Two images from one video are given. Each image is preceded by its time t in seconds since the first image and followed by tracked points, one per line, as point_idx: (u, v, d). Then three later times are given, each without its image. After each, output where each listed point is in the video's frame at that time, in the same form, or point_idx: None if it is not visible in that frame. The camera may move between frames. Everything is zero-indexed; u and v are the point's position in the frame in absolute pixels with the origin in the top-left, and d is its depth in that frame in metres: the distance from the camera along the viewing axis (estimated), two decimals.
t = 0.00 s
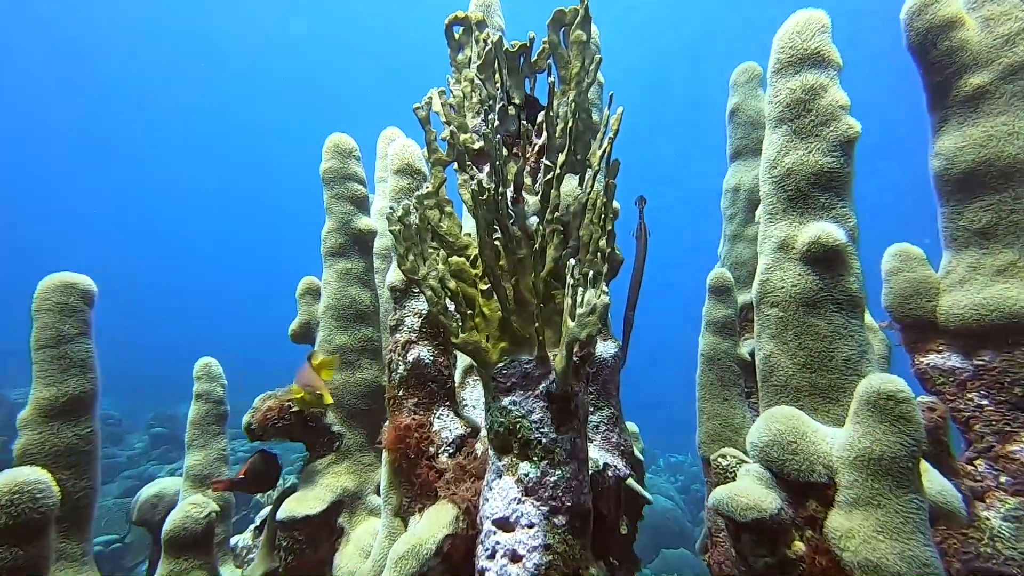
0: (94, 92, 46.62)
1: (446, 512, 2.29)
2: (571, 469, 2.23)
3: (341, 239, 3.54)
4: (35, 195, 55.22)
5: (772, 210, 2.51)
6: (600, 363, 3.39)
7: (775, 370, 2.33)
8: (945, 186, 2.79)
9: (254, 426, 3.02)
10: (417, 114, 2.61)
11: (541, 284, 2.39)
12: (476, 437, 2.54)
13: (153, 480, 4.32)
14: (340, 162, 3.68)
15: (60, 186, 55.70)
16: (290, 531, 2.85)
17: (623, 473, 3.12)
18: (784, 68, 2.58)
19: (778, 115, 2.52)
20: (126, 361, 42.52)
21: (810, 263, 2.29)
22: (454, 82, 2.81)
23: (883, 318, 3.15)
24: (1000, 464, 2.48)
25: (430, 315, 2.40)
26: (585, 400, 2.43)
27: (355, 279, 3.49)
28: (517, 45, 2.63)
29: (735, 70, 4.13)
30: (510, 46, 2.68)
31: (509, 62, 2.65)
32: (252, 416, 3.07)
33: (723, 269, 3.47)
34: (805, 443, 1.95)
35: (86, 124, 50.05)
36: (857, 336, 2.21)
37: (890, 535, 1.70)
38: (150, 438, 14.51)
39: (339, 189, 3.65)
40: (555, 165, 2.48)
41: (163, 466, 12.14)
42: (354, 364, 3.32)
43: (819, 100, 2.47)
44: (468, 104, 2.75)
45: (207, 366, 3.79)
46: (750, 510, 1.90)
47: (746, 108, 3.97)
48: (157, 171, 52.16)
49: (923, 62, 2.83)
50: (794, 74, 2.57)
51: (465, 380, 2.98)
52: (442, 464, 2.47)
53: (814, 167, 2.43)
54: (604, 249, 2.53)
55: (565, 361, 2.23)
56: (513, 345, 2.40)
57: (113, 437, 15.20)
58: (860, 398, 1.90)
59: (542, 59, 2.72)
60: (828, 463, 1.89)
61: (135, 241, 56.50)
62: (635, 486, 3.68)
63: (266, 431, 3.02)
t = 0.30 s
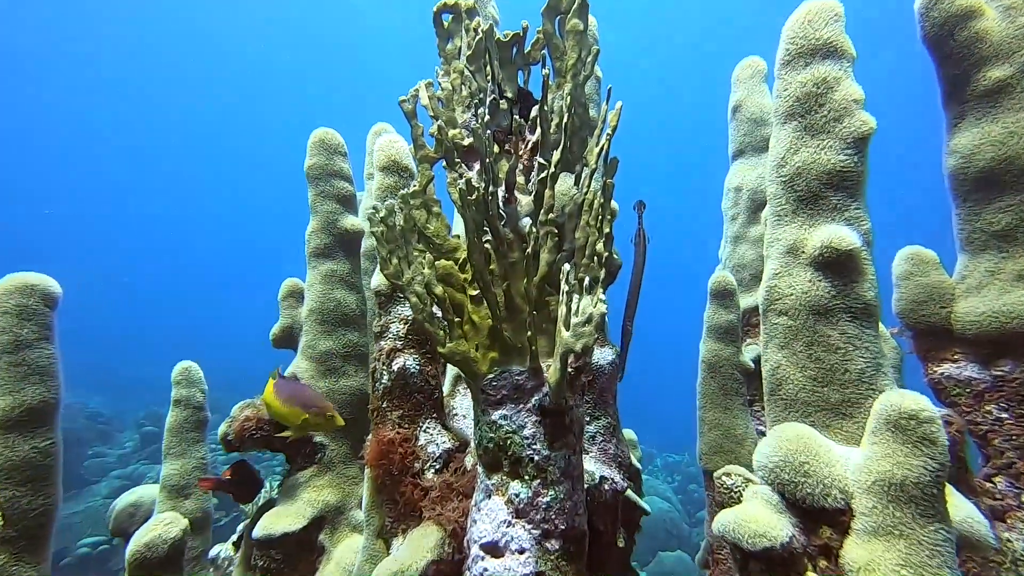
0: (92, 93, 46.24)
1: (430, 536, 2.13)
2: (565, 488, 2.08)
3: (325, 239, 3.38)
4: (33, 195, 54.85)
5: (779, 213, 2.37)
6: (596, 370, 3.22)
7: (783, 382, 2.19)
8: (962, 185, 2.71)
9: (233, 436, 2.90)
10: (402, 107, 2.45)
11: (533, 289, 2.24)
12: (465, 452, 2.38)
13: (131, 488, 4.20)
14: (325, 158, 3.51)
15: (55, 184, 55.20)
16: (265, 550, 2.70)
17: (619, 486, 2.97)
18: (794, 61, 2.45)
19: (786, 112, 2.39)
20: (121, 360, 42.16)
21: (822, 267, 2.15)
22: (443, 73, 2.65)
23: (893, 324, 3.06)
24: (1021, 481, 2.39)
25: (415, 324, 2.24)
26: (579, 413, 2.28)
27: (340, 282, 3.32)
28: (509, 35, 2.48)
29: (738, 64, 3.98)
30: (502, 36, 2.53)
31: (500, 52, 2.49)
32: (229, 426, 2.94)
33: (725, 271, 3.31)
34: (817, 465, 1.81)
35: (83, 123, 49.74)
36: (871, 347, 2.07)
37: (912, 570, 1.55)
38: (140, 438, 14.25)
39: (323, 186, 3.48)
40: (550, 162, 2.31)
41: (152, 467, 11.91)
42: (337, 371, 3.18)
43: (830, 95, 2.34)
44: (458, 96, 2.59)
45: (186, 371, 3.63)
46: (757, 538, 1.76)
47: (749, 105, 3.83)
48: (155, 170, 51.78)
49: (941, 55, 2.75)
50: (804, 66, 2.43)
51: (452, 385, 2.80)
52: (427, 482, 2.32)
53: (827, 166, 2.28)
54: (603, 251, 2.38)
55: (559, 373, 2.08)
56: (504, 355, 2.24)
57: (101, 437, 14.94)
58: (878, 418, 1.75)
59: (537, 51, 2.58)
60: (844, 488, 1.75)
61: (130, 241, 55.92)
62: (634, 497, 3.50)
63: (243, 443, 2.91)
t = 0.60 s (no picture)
0: (89, 91, 45.70)
1: (413, 561, 2.00)
2: (556, 511, 1.94)
3: (308, 240, 3.23)
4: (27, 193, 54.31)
5: (787, 216, 2.24)
6: (592, 378, 3.08)
7: (791, 398, 2.06)
8: (978, 184, 2.68)
9: (208, 448, 2.78)
10: (385, 101, 2.29)
11: (524, 298, 2.11)
12: (451, 468, 2.23)
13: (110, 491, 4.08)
14: (309, 152, 3.35)
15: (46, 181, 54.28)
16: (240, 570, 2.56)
17: (615, 501, 2.83)
18: (803, 55, 2.32)
19: (794, 109, 2.27)
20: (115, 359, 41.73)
21: (834, 276, 2.03)
22: (429, 66, 2.50)
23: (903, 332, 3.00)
24: None
25: (397, 333, 2.09)
26: (572, 431, 2.12)
27: (324, 284, 3.17)
28: (501, 26, 2.33)
29: (741, 59, 3.82)
30: (494, 25, 2.37)
31: (491, 42, 2.34)
32: (204, 437, 2.82)
33: (726, 275, 3.16)
34: (828, 491, 1.69)
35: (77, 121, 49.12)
36: (885, 361, 1.95)
37: None
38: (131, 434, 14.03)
39: (307, 184, 3.33)
40: (542, 163, 2.19)
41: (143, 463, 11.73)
42: (319, 379, 3.04)
43: (843, 90, 2.21)
44: (447, 91, 2.45)
45: (167, 374, 3.50)
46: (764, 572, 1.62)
47: (752, 100, 3.69)
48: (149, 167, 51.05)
49: (955, 52, 2.73)
50: (816, 59, 2.29)
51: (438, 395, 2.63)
52: (410, 503, 2.17)
53: (838, 167, 2.15)
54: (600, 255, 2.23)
55: (551, 388, 1.93)
56: (493, 366, 2.09)
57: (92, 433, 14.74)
58: (896, 440, 1.62)
59: (529, 44, 2.44)
60: (858, 517, 1.62)
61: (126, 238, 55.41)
62: (634, 510, 3.35)
63: (219, 454, 2.79)
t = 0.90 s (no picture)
0: (70, 80, 44.39)
1: None
2: (540, 531, 1.82)
3: (284, 237, 3.08)
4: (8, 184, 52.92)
5: (785, 219, 2.14)
6: (581, 383, 2.97)
7: (788, 411, 1.97)
8: (981, 184, 2.60)
9: (173, 459, 2.64)
10: (360, 92, 2.14)
11: (507, 304, 1.99)
12: (430, 482, 2.11)
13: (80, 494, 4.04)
14: (286, 146, 3.20)
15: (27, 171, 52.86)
16: None
17: (604, 512, 2.72)
18: (804, 48, 2.20)
19: (794, 105, 2.16)
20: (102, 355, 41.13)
21: (834, 283, 1.92)
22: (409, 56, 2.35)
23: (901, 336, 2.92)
24: None
25: (371, 341, 1.95)
26: (558, 444, 2.00)
27: (301, 284, 3.02)
28: (485, 13, 2.17)
29: (738, 52, 3.70)
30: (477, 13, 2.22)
31: (473, 30, 2.19)
32: (168, 447, 2.67)
33: (721, 277, 3.05)
34: (829, 514, 1.58)
35: (59, 115, 47.78)
36: (886, 372, 1.85)
37: None
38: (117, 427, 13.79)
39: (285, 177, 3.18)
40: (528, 160, 2.05)
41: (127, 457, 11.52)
42: (295, 384, 2.90)
43: (844, 87, 2.10)
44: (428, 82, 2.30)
45: (135, 376, 3.35)
46: None
47: (748, 96, 3.58)
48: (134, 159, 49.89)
49: (961, 45, 2.63)
50: (815, 53, 2.18)
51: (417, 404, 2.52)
52: (385, 521, 2.04)
53: (838, 167, 2.04)
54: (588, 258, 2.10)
55: (535, 403, 1.80)
56: (475, 377, 1.96)
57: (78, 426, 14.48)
58: (901, 459, 1.52)
59: (515, 31, 2.29)
60: (860, 542, 1.53)
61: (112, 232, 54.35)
62: (626, 519, 3.26)
63: (184, 464, 2.65)
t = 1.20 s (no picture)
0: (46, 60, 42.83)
1: None
2: (519, 539, 1.74)
3: (255, 225, 2.93)
4: None
5: (778, 209, 2.04)
6: (567, 376, 2.88)
7: (779, 411, 1.90)
8: (979, 169, 2.51)
9: (135, 457, 2.52)
10: (327, 69, 1.97)
11: (487, 298, 1.88)
12: (405, 485, 2.00)
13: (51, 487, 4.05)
14: (258, 126, 3.04)
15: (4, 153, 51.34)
16: None
17: (589, 510, 2.65)
18: (801, 25, 2.08)
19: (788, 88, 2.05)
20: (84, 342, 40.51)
21: (828, 276, 1.83)
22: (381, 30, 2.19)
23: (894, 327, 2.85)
24: None
25: (341, 339, 1.82)
26: (538, 447, 1.90)
27: (274, 274, 2.88)
28: None
29: (731, 32, 3.56)
30: None
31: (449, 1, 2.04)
32: (130, 445, 2.55)
33: (711, 267, 2.97)
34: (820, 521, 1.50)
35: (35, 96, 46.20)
36: (882, 371, 1.77)
37: None
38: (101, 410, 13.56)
39: (257, 161, 3.02)
40: (509, 145, 1.93)
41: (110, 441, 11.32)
42: (267, 378, 2.78)
43: (842, 67, 1.98)
44: (402, 59, 2.16)
45: (100, 366, 3.29)
46: None
47: (741, 78, 3.47)
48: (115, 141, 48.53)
49: (963, 23, 2.54)
50: (812, 31, 2.06)
51: (391, 403, 2.40)
52: (357, 526, 1.95)
53: (834, 153, 1.93)
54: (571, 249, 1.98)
55: (513, 405, 1.69)
56: (451, 376, 1.86)
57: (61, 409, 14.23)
58: (898, 464, 1.44)
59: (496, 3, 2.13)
60: (853, 550, 1.45)
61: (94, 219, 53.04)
62: (614, 513, 3.20)
63: (148, 462, 2.53)
